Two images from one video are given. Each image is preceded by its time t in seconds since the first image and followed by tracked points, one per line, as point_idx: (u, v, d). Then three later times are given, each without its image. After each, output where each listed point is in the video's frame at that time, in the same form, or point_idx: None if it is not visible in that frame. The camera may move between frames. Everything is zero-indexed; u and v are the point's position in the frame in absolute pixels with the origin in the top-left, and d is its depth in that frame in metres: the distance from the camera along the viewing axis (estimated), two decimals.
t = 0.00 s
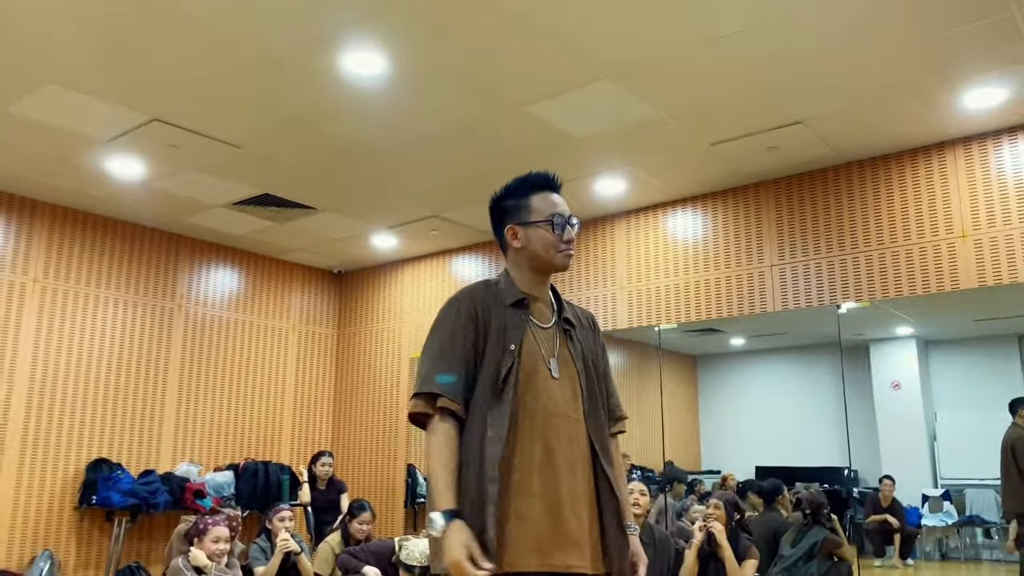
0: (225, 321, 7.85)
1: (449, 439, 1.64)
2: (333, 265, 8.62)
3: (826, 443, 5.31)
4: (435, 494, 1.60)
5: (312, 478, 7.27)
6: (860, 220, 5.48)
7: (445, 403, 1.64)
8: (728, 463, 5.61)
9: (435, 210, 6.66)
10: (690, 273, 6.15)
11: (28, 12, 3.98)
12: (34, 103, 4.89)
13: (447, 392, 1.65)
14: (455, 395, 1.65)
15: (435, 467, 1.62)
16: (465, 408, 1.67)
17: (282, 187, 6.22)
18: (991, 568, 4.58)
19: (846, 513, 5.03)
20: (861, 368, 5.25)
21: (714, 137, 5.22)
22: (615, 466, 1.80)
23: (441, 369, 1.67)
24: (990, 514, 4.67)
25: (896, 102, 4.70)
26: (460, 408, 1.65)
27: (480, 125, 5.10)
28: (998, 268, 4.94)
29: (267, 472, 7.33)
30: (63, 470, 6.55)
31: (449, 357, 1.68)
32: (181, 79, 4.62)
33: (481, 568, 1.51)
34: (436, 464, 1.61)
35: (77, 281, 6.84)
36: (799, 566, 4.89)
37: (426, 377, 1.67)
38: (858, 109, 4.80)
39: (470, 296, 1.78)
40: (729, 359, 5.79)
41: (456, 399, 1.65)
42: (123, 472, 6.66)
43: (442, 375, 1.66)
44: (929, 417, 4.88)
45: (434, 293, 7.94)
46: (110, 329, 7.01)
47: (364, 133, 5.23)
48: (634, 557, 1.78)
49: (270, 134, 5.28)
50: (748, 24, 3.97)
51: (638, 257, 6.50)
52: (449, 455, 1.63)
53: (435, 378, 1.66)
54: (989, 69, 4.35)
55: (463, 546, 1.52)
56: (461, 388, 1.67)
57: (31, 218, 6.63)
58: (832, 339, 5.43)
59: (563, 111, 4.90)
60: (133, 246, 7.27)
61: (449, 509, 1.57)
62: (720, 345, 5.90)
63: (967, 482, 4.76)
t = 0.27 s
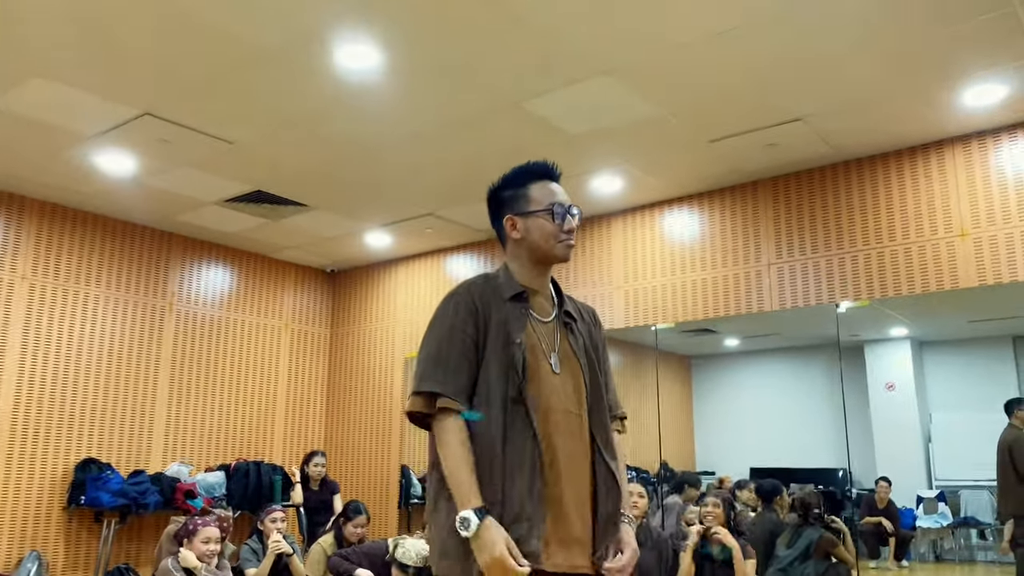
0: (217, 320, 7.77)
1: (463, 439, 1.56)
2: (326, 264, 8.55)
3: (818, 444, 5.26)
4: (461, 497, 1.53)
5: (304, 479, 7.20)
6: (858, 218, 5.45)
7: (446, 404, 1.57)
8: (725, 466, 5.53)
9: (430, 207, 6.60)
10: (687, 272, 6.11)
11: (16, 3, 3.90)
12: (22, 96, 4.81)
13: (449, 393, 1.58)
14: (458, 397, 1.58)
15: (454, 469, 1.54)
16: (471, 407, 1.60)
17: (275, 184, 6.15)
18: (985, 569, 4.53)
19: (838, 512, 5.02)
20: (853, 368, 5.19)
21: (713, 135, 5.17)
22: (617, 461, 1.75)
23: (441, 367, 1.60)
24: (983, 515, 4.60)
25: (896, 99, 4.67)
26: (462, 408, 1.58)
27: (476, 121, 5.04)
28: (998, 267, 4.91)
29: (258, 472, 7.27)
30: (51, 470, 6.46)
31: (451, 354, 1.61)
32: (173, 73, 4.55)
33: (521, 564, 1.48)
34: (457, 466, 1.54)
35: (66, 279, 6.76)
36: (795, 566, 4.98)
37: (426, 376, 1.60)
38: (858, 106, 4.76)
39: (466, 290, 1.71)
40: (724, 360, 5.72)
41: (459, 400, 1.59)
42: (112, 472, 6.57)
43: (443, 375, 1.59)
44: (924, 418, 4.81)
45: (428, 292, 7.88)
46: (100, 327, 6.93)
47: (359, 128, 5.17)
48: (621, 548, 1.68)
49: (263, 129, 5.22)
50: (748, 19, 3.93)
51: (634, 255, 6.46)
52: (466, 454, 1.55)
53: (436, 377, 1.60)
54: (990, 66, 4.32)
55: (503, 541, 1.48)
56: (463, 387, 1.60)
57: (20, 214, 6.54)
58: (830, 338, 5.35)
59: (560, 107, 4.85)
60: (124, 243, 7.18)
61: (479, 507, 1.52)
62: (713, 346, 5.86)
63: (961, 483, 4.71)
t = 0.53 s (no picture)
0: (208, 324, 7.70)
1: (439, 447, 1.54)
2: (318, 268, 8.48)
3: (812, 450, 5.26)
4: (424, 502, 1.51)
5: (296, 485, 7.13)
6: (855, 223, 5.43)
7: (435, 409, 1.54)
8: (718, 472, 5.55)
9: (425, 210, 6.56)
10: (683, 277, 6.08)
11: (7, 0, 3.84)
12: (12, 95, 4.74)
13: (441, 398, 1.55)
14: (449, 402, 1.55)
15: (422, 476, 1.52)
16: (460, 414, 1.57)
17: (269, 186, 6.09)
18: None
19: (831, 517, 5.07)
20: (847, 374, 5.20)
21: (710, 138, 5.15)
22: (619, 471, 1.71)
23: (435, 372, 1.56)
24: (978, 522, 4.59)
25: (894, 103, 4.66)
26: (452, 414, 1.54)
27: (472, 124, 5.01)
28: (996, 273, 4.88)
29: (250, 478, 7.16)
30: (39, 476, 6.37)
31: (445, 359, 1.57)
32: (166, 73, 4.50)
33: None
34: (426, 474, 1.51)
35: (56, 282, 6.67)
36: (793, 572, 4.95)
37: (418, 380, 1.56)
38: (856, 110, 4.74)
39: (466, 294, 1.68)
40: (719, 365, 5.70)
41: (450, 405, 1.55)
42: (102, 478, 6.49)
43: (437, 379, 1.56)
44: (917, 424, 4.83)
45: (422, 297, 7.83)
46: (90, 331, 6.85)
47: (354, 130, 5.12)
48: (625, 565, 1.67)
49: (257, 131, 5.16)
50: (748, 22, 3.90)
51: (629, 259, 6.42)
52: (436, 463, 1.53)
53: (429, 381, 1.55)
54: (989, 71, 4.31)
55: (453, 559, 1.44)
56: (454, 393, 1.56)
57: (9, 216, 6.45)
58: (826, 343, 5.36)
59: (558, 110, 4.82)
60: (114, 246, 7.10)
61: (435, 522, 1.48)
62: (708, 352, 5.82)
63: (954, 490, 4.69)
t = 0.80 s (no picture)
0: (167, 318, 7.61)
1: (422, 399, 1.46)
2: (279, 258, 8.41)
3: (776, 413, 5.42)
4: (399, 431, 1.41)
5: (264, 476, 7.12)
6: (807, 200, 5.56)
7: (435, 374, 1.48)
8: (682, 445, 5.65)
9: (384, 198, 6.54)
10: (643, 257, 6.17)
11: None
12: None
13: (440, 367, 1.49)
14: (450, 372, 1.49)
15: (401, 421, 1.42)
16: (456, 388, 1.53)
17: (225, 178, 6.03)
18: (934, 536, 4.69)
19: (794, 485, 5.20)
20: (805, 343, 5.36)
21: (664, 119, 5.22)
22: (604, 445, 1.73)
23: (434, 342, 1.51)
24: (932, 483, 4.74)
25: (841, 82, 4.77)
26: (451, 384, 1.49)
27: (428, 110, 5.01)
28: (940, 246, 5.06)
29: (217, 472, 7.09)
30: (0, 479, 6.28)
31: (441, 331, 1.53)
32: (113, 67, 4.42)
33: (462, 495, 1.33)
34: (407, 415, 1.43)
35: (8, 281, 6.54)
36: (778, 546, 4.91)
37: (415, 347, 1.50)
38: (805, 89, 4.84)
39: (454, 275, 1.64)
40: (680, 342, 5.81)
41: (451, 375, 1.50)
42: (65, 478, 6.41)
43: (437, 351, 1.50)
44: (872, 390, 4.94)
45: (385, 283, 7.82)
46: (45, 330, 6.73)
47: (309, 120, 5.08)
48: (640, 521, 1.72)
49: (210, 123, 5.10)
50: (697, 5, 3.95)
51: (589, 240, 6.49)
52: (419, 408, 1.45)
53: (425, 348, 1.50)
54: (931, 48, 4.43)
55: (441, 467, 1.33)
56: (452, 364, 1.51)
57: None
58: (782, 317, 5.50)
59: (513, 95, 4.84)
60: (67, 242, 6.96)
61: (415, 438, 1.38)
62: (670, 327, 5.92)
63: (910, 452, 4.84)
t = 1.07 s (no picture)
0: (167, 315, 7.61)
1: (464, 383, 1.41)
2: (278, 255, 8.41)
3: (772, 416, 5.42)
4: (468, 412, 1.33)
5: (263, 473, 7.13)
6: (806, 200, 5.56)
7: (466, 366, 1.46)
8: (680, 444, 5.63)
9: (383, 196, 6.54)
10: (642, 256, 6.17)
11: None
12: None
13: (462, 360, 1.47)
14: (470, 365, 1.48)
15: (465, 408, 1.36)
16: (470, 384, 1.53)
17: (224, 176, 6.03)
18: (931, 536, 4.70)
19: (791, 484, 5.22)
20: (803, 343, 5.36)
21: (664, 119, 5.22)
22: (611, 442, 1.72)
23: (454, 336, 1.49)
24: (929, 483, 4.75)
25: (841, 82, 4.78)
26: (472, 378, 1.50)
27: (428, 109, 5.00)
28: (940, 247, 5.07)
29: (215, 469, 7.10)
30: None
31: (459, 326, 1.51)
32: (113, 64, 4.42)
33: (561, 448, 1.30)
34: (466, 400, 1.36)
35: (7, 278, 6.54)
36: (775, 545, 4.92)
37: (441, 341, 1.46)
38: (805, 89, 4.84)
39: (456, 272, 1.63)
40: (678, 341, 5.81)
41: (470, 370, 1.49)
42: (64, 474, 6.41)
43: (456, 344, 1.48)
44: (871, 390, 4.94)
45: (384, 281, 7.82)
46: (44, 327, 6.73)
47: (308, 118, 5.08)
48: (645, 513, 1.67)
49: (209, 121, 5.10)
50: (697, 5, 3.95)
51: (589, 239, 6.49)
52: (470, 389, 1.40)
53: (450, 343, 1.46)
54: (931, 48, 4.42)
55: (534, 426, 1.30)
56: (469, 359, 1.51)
57: None
58: (782, 316, 5.49)
59: (513, 94, 4.83)
60: (67, 239, 6.96)
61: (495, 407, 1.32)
62: (669, 326, 5.92)
63: (908, 452, 4.84)
